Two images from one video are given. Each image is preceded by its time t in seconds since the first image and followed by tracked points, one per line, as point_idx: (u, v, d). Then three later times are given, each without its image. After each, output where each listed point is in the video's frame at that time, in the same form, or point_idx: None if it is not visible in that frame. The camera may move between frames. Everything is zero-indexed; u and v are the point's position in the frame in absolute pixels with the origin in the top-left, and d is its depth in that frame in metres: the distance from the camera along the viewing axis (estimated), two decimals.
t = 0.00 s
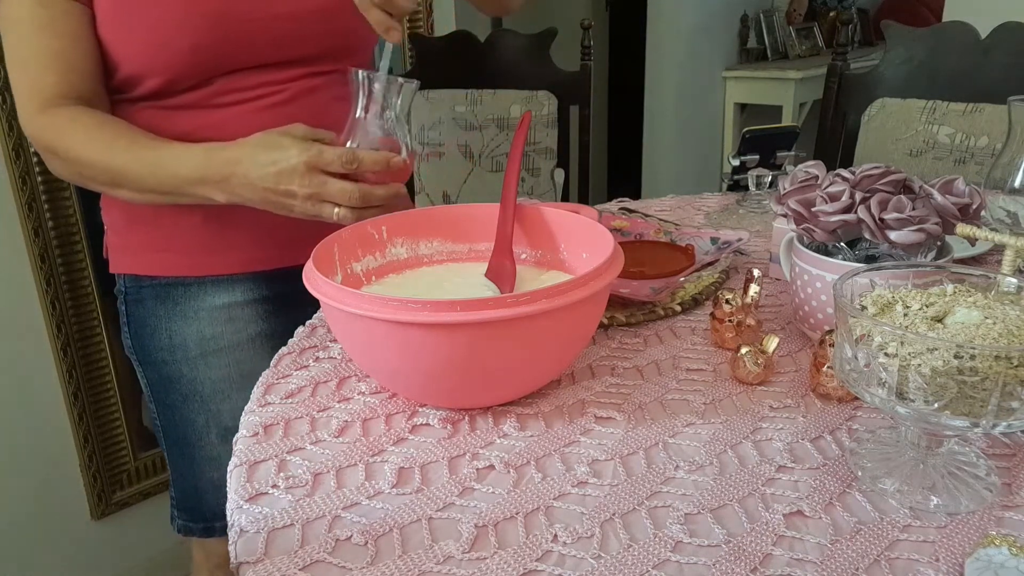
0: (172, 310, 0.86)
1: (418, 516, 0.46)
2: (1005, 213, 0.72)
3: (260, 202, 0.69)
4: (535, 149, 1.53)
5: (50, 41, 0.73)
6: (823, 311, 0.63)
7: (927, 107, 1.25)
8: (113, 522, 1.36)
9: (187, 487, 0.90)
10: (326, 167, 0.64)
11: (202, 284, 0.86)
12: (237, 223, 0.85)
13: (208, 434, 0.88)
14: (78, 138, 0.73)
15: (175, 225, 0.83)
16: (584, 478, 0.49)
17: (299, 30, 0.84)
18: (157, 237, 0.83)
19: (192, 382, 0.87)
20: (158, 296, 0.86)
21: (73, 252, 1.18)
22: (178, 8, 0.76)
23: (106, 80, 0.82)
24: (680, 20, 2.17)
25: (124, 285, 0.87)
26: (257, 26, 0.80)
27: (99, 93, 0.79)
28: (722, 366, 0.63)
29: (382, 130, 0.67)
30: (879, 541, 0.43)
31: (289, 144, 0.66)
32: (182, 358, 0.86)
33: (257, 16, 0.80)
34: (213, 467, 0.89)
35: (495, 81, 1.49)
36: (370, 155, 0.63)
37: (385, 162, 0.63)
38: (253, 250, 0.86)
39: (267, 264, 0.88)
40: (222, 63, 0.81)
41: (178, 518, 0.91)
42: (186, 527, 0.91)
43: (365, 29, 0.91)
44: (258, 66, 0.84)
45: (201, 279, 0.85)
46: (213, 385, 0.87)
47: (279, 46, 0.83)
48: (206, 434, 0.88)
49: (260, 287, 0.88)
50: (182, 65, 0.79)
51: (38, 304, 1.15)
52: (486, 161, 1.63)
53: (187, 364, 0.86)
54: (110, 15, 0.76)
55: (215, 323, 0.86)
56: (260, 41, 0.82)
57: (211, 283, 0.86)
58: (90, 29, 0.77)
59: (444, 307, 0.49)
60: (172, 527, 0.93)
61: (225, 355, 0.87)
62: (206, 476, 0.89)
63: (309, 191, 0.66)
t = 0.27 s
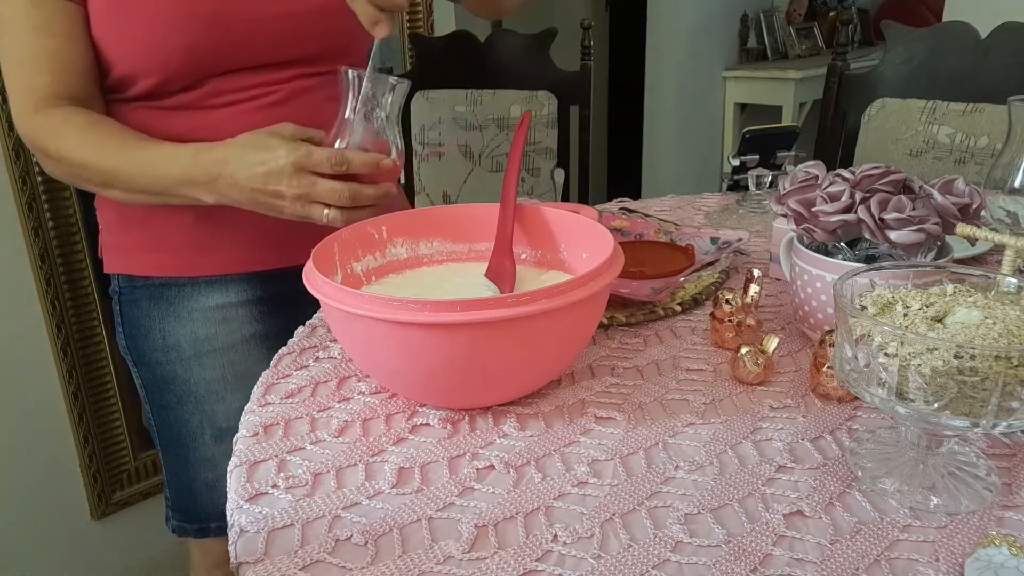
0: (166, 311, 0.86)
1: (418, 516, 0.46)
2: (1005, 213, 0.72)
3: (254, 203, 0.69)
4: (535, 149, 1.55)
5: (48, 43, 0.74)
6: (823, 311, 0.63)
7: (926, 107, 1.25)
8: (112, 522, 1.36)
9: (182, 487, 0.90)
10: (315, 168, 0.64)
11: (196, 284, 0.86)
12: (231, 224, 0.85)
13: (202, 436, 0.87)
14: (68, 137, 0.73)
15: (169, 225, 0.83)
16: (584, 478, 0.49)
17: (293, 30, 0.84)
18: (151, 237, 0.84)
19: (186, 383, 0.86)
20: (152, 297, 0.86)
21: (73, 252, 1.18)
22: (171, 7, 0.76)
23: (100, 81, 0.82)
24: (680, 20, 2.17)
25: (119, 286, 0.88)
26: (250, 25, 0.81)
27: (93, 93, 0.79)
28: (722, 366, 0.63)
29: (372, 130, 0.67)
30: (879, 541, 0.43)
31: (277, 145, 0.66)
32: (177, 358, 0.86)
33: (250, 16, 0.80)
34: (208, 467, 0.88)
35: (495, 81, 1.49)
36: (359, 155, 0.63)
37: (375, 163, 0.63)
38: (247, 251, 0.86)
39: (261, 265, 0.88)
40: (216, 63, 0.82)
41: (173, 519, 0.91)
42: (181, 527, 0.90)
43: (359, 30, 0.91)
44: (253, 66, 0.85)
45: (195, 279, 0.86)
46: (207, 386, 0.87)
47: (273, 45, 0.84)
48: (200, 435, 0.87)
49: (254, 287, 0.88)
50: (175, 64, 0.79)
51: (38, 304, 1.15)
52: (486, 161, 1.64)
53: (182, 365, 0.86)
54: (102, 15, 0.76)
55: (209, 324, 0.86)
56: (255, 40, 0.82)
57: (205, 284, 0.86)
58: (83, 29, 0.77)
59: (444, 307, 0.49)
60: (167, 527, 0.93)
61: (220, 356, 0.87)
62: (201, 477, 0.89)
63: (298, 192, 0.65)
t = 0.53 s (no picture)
0: (164, 311, 0.86)
1: (418, 516, 0.46)
2: (1005, 213, 0.72)
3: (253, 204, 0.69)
4: (535, 149, 1.57)
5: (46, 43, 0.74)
6: (823, 311, 0.63)
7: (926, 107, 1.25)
8: (112, 522, 1.36)
9: (180, 487, 0.90)
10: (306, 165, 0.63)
11: (193, 284, 0.86)
12: (228, 224, 0.85)
13: (199, 435, 0.87)
14: (60, 137, 0.74)
15: (166, 224, 0.83)
16: (584, 478, 0.49)
17: (288, 27, 0.84)
18: (147, 236, 0.84)
19: (184, 383, 0.86)
20: (149, 297, 0.86)
21: (73, 252, 1.18)
22: (164, 5, 0.76)
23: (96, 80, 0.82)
24: (680, 20, 2.17)
25: (117, 286, 0.88)
26: (245, 23, 0.80)
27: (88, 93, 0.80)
28: (722, 366, 0.63)
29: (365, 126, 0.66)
30: (879, 541, 0.43)
31: (267, 145, 0.65)
32: (174, 359, 0.86)
33: (245, 13, 0.80)
34: (206, 468, 0.88)
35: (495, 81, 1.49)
36: (352, 151, 0.62)
37: (368, 158, 0.62)
38: (244, 251, 0.86)
39: (257, 265, 0.88)
40: (210, 62, 0.81)
41: (172, 518, 0.91)
42: (180, 527, 0.90)
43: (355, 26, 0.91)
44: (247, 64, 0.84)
45: (192, 279, 0.86)
46: (205, 386, 0.86)
47: (267, 42, 0.83)
48: (198, 435, 0.87)
49: (252, 288, 0.88)
50: (169, 63, 0.79)
51: (38, 304, 1.15)
52: (486, 161, 1.65)
53: (179, 365, 0.86)
54: (96, 14, 0.76)
55: (207, 324, 0.86)
56: (250, 38, 0.82)
57: (203, 284, 0.86)
58: (79, 28, 0.77)
59: (444, 307, 0.49)
60: (165, 527, 0.93)
61: (217, 356, 0.87)
62: (199, 477, 0.89)
63: (290, 191, 0.65)
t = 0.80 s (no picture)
0: (163, 310, 0.86)
1: (418, 516, 0.46)
2: (1005, 213, 0.72)
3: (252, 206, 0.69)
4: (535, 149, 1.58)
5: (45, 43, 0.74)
6: (823, 311, 0.63)
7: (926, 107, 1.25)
8: (112, 522, 1.36)
9: (179, 487, 0.90)
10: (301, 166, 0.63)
11: (192, 284, 0.86)
12: (227, 224, 0.85)
13: (198, 435, 0.87)
14: (55, 137, 0.74)
15: (165, 224, 0.83)
16: (584, 478, 0.49)
17: (286, 25, 0.84)
18: (146, 236, 0.84)
19: (183, 383, 0.86)
20: (149, 296, 0.86)
21: (73, 252, 1.18)
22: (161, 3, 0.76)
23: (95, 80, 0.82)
24: (679, 20, 2.17)
25: (117, 286, 0.88)
26: (242, 21, 0.80)
27: (86, 92, 0.80)
28: (722, 366, 0.63)
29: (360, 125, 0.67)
30: (879, 540, 0.43)
31: (262, 144, 0.65)
32: (174, 358, 0.86)
33: (242, 11, 0.80)
34: (205, 468, 0.88)
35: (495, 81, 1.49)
36: (347, 149, 0.61)
37: (362, 156, 0.62)
38: (243, 251, 0.86)
39: (256, 265, 0.87)
40: (207, 60, 0.81)
41: (172, 517, 0.91)
42: (179, 526, 0.90)
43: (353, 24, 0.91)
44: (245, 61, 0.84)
45: (191, 279, 0.86)
46: (204, 385, 0.86)
47: (265, 41, 0.83)
48: (197, 434, 0.87)
49: (252, 288, 0.88)
50: (166, 61, 0.79)
51: (38, 304, 1.15)
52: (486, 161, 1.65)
53: (179, 364, 0.86)
54: (93, 13, 0.76)
55: (206, 324, 0.86)
56: (247, 36, 0.82)
57: (202, 283, 0.86)
58: (77, 27, 0.77)
59: (444, 307, 0.49)
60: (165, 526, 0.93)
61: (217, 356, 0.87)
62: (198, 477, 0.89)
63: (285, 190, 0.64)
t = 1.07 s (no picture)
0: (163, 310, 0.86)
1: (418, 516, 0.46)
2: (1005, 213, 0.72)
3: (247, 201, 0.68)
4: (535, 149, 1.55)
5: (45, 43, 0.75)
6: (823, 311, 0.63)
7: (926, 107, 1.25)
8: (112, 522, 1.36)
9: (178, 486, 0.89)
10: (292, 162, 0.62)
11: (192, 284, 0.86)
12: (226, 224, 0.85)
13: (197, 435, 0.87)
14: (51, 135, 0.74)
15: (164, 223, 0.83)
16: (584, 478, 0.49)
17: (284, 24, 0.84)
18: (146, 235, 0.84)
19: (182, 383, 0.86)
20: (149, 296, 0.86)
21: (73, 252, 1.18)
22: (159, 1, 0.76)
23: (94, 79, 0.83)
24: (679, 20, 2.17)
25: (118, 285, 0.88)
26: (240, 20, 0.80)
27: (85, 92, 0.80)
28: (722, 366, 0.63)
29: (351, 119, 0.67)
30: (879, 541, 0.43)
31: (252, 138, 0.64)
32: (173, 358, 0.86)
33: (240, 10, 0.80)
34: (204, 468, 0.88)
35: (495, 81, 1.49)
36: (336, 145, 0.61)
37: (353, 151, 0.61)
38: (241, 251, 0.86)
39: (254, 265, 0.87)
40: (205, 59, 0.81)
41: (172, 516, 0.91)
42: (179, 526, 0.90)
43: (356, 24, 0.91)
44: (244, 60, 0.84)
45: (191, 278, 0.86)
46: (204, 385, 0.86)
47: (264, 40, 0.83)
48: (196, 434, 0.87)
49: (251, 288, 0.88)
50: (164, 60, 0.79)
51: (38, 303, 1.15)
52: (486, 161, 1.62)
53: (178, 364, 0.86)
54: (91, 11, 0.77)
55: (206, 324, 0.86)
56: (246, 35, 0.82)
57: (202, 283, 0.86)
58: (76, 27, 0.78)
59: (444, 307, 0.49)
60: (166, 525, 0.93)
61: (216, 356, 0.86)
62: (197, 477, 0.88)
63: (276, 185, 0.63)
